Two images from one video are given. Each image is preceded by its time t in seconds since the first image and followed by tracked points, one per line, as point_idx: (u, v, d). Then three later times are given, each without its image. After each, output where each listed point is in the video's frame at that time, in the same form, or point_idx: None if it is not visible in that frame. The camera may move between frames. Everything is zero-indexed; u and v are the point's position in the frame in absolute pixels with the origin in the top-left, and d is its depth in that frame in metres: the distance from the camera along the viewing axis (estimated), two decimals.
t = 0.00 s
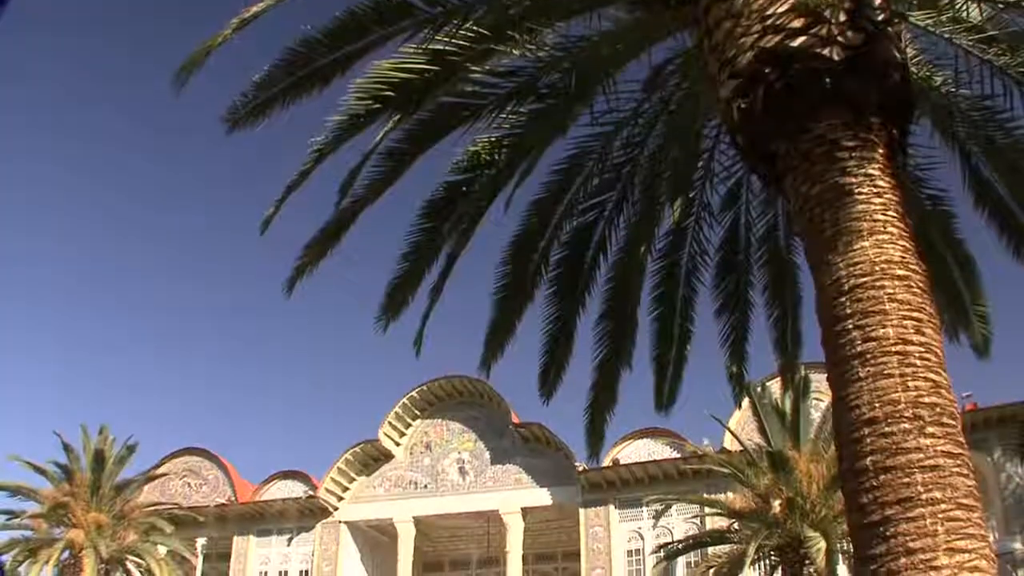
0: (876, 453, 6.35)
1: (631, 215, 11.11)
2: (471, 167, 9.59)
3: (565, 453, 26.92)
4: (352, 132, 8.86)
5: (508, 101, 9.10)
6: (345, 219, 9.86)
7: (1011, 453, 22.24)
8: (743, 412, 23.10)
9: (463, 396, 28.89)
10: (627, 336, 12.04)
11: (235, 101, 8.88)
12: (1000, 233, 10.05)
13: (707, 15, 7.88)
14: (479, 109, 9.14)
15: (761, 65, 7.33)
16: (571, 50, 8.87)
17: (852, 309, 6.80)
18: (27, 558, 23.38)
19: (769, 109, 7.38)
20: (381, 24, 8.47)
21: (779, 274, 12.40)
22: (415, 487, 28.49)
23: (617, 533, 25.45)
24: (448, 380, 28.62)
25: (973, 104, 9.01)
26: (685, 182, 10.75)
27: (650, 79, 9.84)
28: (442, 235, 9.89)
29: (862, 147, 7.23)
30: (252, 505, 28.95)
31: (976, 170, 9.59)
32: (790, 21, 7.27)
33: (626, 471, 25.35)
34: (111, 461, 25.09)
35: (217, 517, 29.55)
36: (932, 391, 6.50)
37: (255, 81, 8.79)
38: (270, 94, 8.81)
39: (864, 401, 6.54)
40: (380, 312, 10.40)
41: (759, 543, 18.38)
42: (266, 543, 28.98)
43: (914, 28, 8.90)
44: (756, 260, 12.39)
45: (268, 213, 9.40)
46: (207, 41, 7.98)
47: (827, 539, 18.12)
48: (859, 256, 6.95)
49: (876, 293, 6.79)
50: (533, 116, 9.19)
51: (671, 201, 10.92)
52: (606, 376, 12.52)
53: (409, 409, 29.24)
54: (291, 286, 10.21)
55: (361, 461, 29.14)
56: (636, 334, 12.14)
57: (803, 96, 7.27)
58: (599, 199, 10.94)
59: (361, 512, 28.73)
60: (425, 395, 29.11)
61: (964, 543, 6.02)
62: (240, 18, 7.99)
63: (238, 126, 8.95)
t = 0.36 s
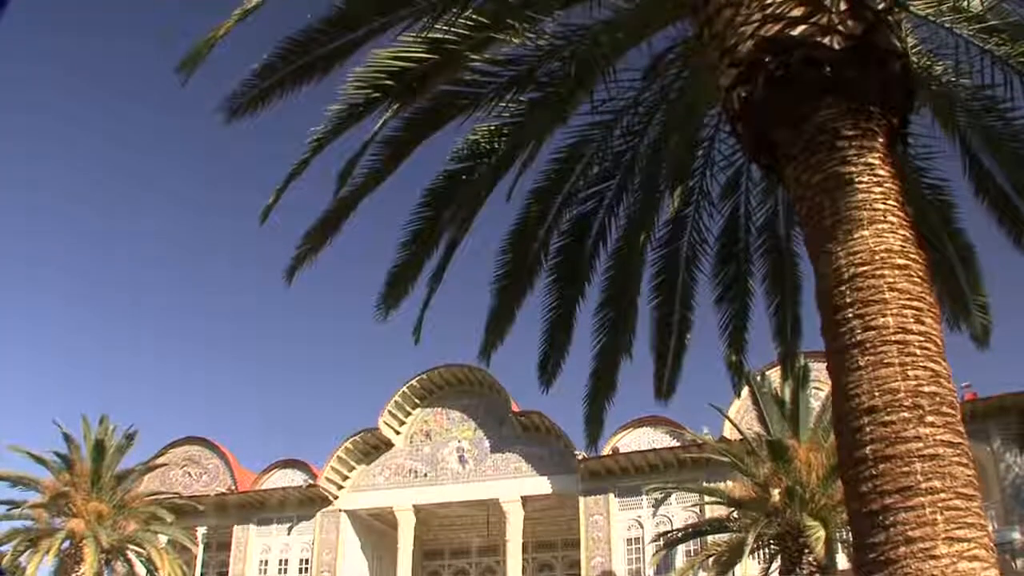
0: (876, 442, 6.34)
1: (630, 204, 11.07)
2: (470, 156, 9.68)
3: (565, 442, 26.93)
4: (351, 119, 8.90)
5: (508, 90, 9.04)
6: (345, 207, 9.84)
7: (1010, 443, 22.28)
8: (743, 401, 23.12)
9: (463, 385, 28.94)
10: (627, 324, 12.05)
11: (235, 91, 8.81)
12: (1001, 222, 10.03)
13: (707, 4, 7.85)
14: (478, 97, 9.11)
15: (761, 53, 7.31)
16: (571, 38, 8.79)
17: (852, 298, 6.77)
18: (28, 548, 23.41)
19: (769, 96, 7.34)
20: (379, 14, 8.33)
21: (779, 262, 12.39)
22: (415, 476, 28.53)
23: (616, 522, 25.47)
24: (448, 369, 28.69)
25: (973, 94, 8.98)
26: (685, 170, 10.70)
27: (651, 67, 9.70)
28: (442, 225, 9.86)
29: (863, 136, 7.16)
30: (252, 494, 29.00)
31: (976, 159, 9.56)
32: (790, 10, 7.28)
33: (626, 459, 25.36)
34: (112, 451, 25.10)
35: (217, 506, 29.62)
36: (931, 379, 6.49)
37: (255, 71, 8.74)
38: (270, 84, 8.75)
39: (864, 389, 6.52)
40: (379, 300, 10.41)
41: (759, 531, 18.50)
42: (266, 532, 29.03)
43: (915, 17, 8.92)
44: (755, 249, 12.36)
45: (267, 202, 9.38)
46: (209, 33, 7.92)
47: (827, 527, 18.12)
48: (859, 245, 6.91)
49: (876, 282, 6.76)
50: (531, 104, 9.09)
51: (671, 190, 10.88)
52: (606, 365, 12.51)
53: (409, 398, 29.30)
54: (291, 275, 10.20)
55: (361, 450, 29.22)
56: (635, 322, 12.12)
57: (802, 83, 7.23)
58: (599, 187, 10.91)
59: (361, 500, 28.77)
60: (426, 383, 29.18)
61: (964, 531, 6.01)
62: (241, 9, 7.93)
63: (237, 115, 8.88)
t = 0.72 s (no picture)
0: (875, 427, 6.32)
1: (630, 188, 11.02)
2: (470, 140, 9.60)
3: (565, 426, 26.97)
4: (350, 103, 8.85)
5: (508, 74, 8.95)
6: (344, 192, 9.82)
7: (1009, 428, 22.30)
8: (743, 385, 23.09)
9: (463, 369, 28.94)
10: (627, 307, 12.02)
11: (235, 76, 8.74)
12: (1001, 207, 9.98)
13: None
14: (478, 82, 9.04)
15: (761, 37, 7.23)
16: (571, 22, 8.66)
17: (852, 283, 6.74)
18: (29, 534, 23.48)
19: (770, 81, 7.30)
20: None
21: (778, 247, 12.35)
22: (415, 460, 28.56)
23: (616, 506, 25.51)
24: (448, 353, 28.65)
25: (973, 79, 8.91)
26: (684, 155, 10.64)
27: (650, 52, 9.64)
28: (442, 209, 9.84)
29: (863, 121, 7.13)
30: (252, 479, 29.07)
31: (977, 143, 9.51)
32: None
33: (625, 443, 25.41)
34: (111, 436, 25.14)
35: (217, 491, 29.69)
36: (931, 364, 6.46)
37: (254, 55, 8.67)
38: (269, 69, 8.69)
39: (863, 374, 6.50)
40: (379, 284, 10.37)
41: (758, 516, 18.57)
42: (267, 517, 29.11)
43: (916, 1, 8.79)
44: (755, 233, 12.32)
45: (265, 187, 9.36)
46: (208, 19, 7.85)
47: (826, 511, 18.13)
48: (859, 230, 6.88)
49: (876, 267, 6.73)
50: (531, 88, 9.01)
51: (670, 174, 10.83)
52: (606, 349, 12.48)
53: (409, 382, 29.31)
54: (291, 259, 10.17)
55: (361, 434, 29.26)
56: (635, 307, 12.09)
57: (802, 68, 7.19)
58: (598, 171, 10.86)
59: (361, 485, 28.82)
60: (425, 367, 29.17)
61: (963, 516, 6.00)
62: None
63: (236, 100, 8.82)
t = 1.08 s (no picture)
0: (875, 413, 6.31)
1: (630, 174, 10.98)
2: (469, 125, 9.63)
3: (565, 413, 26.96)
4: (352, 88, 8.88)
5: (508, 59, 8.90)
6: (343, 179, 9.80)
7: (1009, 416, 22.24)
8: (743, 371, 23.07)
9: (463, 355, 28.92)
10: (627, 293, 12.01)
11: (235, 61, 8.70)
12: (1001, 193, 9.91)
13: None
14: (478, 68, 8.97)
15: (761, 23, 7.17)
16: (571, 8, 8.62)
17: (852, 269, 6.71)
18: (30, 521, 23.55)
19: (769, 67, 7.28)
20: None
21: (778, 233, 12.30)
22: (415, 446, 28.57)
23: (616, 492, 25.54)
24: (448, 339, 28.64)
25: (974, 66, 8.81)
26: (684, 141, 10.59)
27: (649, 38, 9.56)
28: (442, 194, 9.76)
29: (863, 107, 7.09)
30: (253, 466, 29.13)
31: (977, 129, 9.46)
32: None
33: (625, 429, 25.42)
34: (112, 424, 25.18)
35: (218, 478, 29.76)
36: (931, 350, 6.44)
37: (253, 42, 8.61)
38: (268, 55, 8.63)
39: (863, 360, 6.48)
40: (378, 270, 10.32)
41: (758, 502, 18.55)
42: (268, 503, 29.20)
43: None
44: (755, 219, 12.27)
45: (266, 174, 9.36)
46: (206, 6, 7.78)
47: (827, 499, 17.90)
48: (859, 216, 6.85)
49: (876, 253, 6.70)
50: (531, 74, 8.88)
51: (670, 160, 10.78)
52: (606, 334, 12.46)
53: (409, 368, 29.32)
54: (291, 246, 10.14)
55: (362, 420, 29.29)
56: (635, 293, 12.07)
57: (802, 54, 7.15)
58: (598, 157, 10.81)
59: (361, 471, 28.86)
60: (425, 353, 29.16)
61: (963, 503, 5.98)
62: None
63: (236, 87, 8.80)
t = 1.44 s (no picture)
0: (875, 397, 6.29)
1: (630, 158, 10.92)
2: (469, 109, 9.46)
3: (565, 397, 26.99)
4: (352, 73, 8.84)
5: (508, 43, 8.85)
6: (343, 164, 9.76)
7: (1009, 401, 22.29)
8: (743, 355, 23.07)
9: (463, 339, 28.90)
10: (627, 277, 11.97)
11: (234, 45, 8.63)
12: (1001, 178, 9.86)
13: None
14: (478, 52, 8.93)
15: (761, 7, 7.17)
16: None
17: (852, 253, 6.69)
18: (32, 508, 23.62)
19: (769, 50, 7.24)
20: None
21: (778, 217, 12.27)
22: (416, 431, 28.61)
23: (616, 476, 25.59)
24: (449, 323, 28.62)
25: (975, 50, 8.77)
26: (685, 125, 10.52)
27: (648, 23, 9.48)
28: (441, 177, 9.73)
29: (864, 91, 7.04)
30: (254, 451, 29.18)
31: (977, 114, 9.39)
32: None
33: (626, 413, 25.45)
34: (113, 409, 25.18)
35: (219, 463, 29.83)
36: (931, 335, 6.44)
37: (252, 26, 8.54)
38: (267, 40, 8.58)
39: (863, 344, 6.47)
40: (378, 254, 10.29)
41: (758, 486, 18.58)
42: (269, 488, 29.28)
43: None
44: (755, 203, 12.22)
45: (267, 158, 9.35)
46: None
47: (826, 482, 18.06)
48: (859, 200, 6.81)
49: (876, 237, 6.67)
50: (531, 58, 8.87)
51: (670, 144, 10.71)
52: (606, 317, 12.41)
53: (409, 352, 29.29)
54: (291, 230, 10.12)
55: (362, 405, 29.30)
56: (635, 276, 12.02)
57: (802, 38, 7.10)
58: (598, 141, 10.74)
59: (361, 456, 28.91)
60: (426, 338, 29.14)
61: (962, 487, 5.97)
62: None
63: (235, 71, 8.73)
